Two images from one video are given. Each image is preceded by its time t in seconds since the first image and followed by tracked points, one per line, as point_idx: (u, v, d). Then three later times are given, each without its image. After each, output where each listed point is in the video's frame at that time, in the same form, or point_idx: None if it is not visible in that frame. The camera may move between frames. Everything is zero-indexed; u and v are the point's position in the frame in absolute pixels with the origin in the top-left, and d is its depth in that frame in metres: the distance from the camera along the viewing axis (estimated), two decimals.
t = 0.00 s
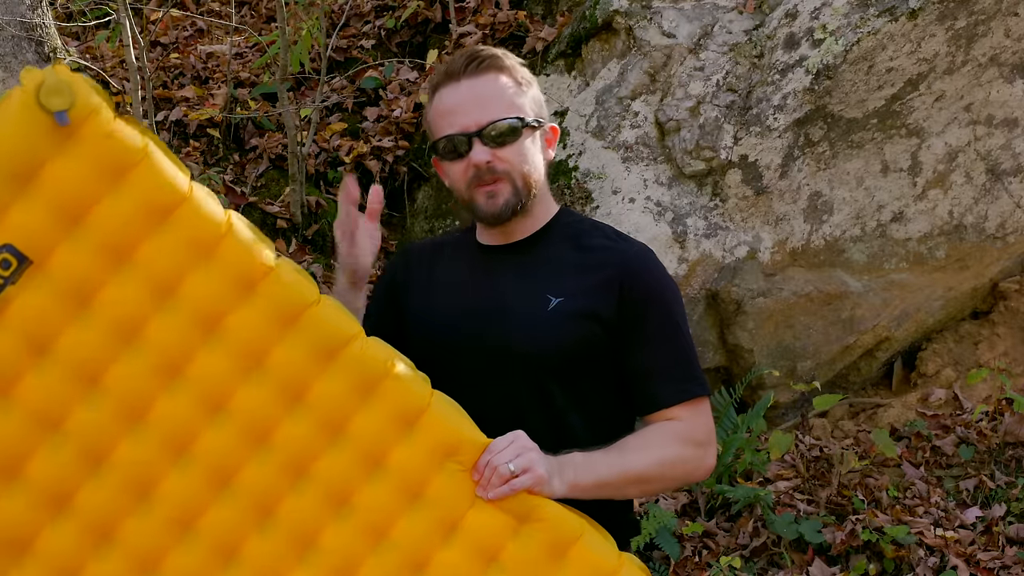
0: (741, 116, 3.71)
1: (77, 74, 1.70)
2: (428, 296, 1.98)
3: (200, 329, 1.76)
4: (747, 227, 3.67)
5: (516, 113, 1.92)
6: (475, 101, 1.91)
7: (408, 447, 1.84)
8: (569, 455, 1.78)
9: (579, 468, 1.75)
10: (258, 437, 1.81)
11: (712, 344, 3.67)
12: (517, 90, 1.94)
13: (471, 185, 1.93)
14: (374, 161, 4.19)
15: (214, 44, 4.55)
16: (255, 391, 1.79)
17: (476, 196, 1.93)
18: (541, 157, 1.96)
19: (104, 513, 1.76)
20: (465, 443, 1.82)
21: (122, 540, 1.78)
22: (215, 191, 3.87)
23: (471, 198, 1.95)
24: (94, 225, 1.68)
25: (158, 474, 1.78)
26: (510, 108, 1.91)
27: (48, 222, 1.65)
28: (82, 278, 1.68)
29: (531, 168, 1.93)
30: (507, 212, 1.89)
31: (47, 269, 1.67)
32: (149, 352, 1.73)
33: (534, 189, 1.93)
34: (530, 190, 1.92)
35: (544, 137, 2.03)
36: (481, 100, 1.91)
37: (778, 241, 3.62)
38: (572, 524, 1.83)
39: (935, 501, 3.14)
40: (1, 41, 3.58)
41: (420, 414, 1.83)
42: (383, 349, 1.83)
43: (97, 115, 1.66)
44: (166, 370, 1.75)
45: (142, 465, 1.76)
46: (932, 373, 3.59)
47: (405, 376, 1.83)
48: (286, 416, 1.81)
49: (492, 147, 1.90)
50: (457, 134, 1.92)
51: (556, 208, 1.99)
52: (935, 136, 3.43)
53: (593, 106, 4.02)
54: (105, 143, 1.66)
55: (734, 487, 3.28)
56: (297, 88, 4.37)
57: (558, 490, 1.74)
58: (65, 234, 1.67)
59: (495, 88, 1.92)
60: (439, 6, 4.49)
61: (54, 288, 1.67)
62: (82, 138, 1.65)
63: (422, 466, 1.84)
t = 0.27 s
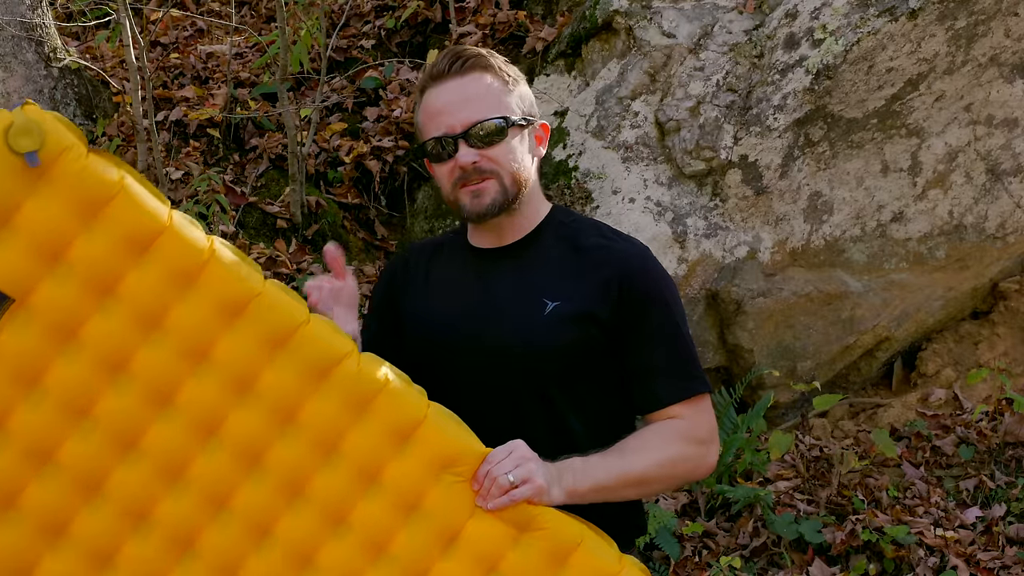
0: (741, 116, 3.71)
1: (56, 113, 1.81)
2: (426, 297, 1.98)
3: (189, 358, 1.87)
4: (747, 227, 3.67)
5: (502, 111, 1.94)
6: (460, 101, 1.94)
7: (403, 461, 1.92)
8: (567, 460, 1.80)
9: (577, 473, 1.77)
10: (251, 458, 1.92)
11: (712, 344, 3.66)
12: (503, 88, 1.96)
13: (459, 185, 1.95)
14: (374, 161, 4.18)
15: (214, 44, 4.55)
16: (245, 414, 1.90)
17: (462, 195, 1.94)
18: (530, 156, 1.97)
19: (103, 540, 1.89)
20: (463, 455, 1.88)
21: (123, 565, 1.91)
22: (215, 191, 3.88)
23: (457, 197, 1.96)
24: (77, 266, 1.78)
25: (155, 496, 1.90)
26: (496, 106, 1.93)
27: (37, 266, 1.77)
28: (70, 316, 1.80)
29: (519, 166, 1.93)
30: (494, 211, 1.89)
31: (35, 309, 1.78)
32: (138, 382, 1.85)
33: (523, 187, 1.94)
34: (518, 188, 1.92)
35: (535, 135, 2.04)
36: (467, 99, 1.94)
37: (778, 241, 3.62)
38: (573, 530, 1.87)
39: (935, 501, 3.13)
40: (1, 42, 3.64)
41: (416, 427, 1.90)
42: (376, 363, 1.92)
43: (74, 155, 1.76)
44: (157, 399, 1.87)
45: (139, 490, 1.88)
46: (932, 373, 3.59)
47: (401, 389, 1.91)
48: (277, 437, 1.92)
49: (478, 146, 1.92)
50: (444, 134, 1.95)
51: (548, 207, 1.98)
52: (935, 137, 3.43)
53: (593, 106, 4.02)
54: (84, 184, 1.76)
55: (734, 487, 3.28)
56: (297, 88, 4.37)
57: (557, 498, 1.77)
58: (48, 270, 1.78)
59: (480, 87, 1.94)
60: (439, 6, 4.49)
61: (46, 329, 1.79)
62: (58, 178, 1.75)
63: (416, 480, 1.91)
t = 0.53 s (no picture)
0: (741, 116, 3.71)
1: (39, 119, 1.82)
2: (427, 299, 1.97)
3: (177, 361, 1.86)
4: (747, 227, 3.67)
5: (497, 115, 1.90)
6: (456, 101, 1.92)
7: (396, 464, 1.88)
8: (567, 463, 1.76)
9: (577, 477, 1.74)
10: (241, 461, 1.91)
11: (712, 345, 3.66)
12: (503, 90, 1.91)
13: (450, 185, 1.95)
14: (374, 161, 4.18)
15: (214, 44, 4.55)
16: (234, 418, 1.89)
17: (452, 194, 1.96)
18: (527, 160, 1.92)
19: (94, 543, 1.90)
20: (456, 459, 1.84)
21: (114, 569, 1.92)
22: (215, 191, 3.88)
23: (449, 194, 1.98)
24: (62, 271, 1.79)
25: (144, 500, 1.90)
26: (491, 110, 1.90)
27: (22, 273, 1.77)
28: (56, 320, 1.80)
29: (509, 172, 1.90)
30: (475, 217, 1.89)
31: (21, 316, 1.79)
32: (125, 386, 1.85)
33: (512, 193, 1.90)
34: (505, 195, 1.89)
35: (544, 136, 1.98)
36: (462, 100, 1.91)
37: (778, 241, 3.62)
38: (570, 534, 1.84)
39: (935, 501, 3.13)
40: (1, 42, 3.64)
41: (408, 430, 1.87)
42: (366, 366, 1.88)
43: (55, 161, 1.76)
44: (145, 403, 1.87)
45: (128, 493, 1.88)
46: (932, 373, 3.59)
47: (392, 392, 1.88)
48: (267, 440, 1.90)
49: (468, 149, 1.90)
50: (440, 133, 1.95)
51: (543, 213, 1.94)
52: (935, 137, 3.43)
53: (593, 106, 4.02)
54: (66, 190, 1.76)
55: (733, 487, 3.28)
56: (297, 88, 4.37)
57: (555, 500, 1.73)
58: (34, 276, 1.79)
59: (478, 88, 1.91)
60: (439, 6, 4.50)
61: (32, 333, 1.80)
62: (39, 185, 1.75)
63: (410, 483, 1.88)
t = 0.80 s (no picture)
0: (741, 116, 3.71)
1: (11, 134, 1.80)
2: (435, 298, 1.97)
3: (162, 373, 1.84)
4: (747, 227, 3.67)
5: (517, 115, 1.92)
6: (479, 98, 1.94)
7: (388, 472, 1.88)
8: (565, 471, 1.75)
9: (573, 486, 1.72)
10: (231, 472, 1.89)
11: (712, 345, 3.66)
12: (526, 90, 1.93)
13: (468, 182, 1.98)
14: (374, 161, 4.18)
15: (214, 44, 4.55)
16: (223, 428, 1.87)
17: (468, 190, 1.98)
18: (545, 161, 1.92)
19: (85, 558, 1.87)
20: (449, 465, 1.85)
21: None
22: (215, 191, 3.88)
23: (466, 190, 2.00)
24: (43, 287, 1.76)
25: (133, 514, 1.87)
26: (511, 109, 1.91)
27: (3, 288, 1.75)
28: (39, 336, 1.78)
29: (525, 172, 1.92)
30: (488, 214, 1.91)
31: (5, 331, 1.76)
32: (111, 399, 1.83)
33: (526, 193, 1.92)
34: (519, 194, 1.91)
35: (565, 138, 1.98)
36: (485, 97, 1.93)
37: (778, 241, 3.62)
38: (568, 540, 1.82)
39: (935, 501, 3.14)
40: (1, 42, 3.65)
41: (399, 438, 1.88)
42: (356, 375, 1.89)
43: (32, 178, 1.75)
44: (131, 416, 1.84)
45: (117, 508, 1.86)
46: (932, 374, 3.59)
47: (382, 399, 1.89)
48: (257, 450, 1.89)
49: (486, 147, 1.92)
50: (462, 129, 1.97)
51: (561, 215, 1.95)
52: (935, 137, 3.43)
53: (593, 106, 4.02)
54: (42, 206, 1.75)
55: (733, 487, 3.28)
56: (297, 88, 4.37)
57: (551, 507, 1.73)
58: (14, 292, 1.76)
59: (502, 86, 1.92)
60: (439, 6, 4.50)
61: (13, 350, 1.77)
62: (17, 203, 1.74)
63: (402, 491, 1.88)
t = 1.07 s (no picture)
0: (741, 116, 3.71)
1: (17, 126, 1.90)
2: (441, 299, 1.98)
3: (158, 360, 1.91)
4: (747, 227, 3.67)
5: (544, 117, 1.92)
6: (502, 101, 1.92)
7: (383, 465, 1.89)
8: (565, 467, 1.74)
9: (571, 482, 1.71)
10: (225, 460, 1.93)
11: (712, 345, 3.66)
12: (548, 91, 1.94)
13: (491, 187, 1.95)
14: (374, 161, 4.18)
15: (214, 44, 4.55)
16: (217, 416, 1.92)
17: (493, 200, 1.95)
18: (566, 160, 1.95)
19: (84, 540, 1.94)
20: (445, 460, 1.84)
21: (104, 567, 1.95)
22: (215, 191, 3.88)
23: (489, 200, 1.97)
24: (41, 274, 1.84)
25: (130, 498, 1.94)
26: (538, 112, 1.92)
27: (4, 275, 1.83)
28: (39, 322, 1.86)
29: (552, 175, 1.94)
30: (522, 220, 1.90)
31: (5, 316, 1.84)
32: (108, 385, 1.90)
33: (554, 196, 1.94)
34: (549, 197, 1.93)
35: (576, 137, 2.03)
36: (508, 101, 1.92)
37: (778, 241, 3.62)
38: (565, 539, 1.81)
39: (935, 501, 3.14)
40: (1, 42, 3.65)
41: (395, 431, 1.89)
42: (351, 367, 1.90)
43: (30, 165, 1.83)
44: (128, 402, 1.92)
45: (115, 491, 1.93)
46: (932, 373, 3.59)
47: (378, 393, 1.90)
48: (252, 440, 1.93)
49: (515, 152, 1.91)
50: (482, 133, 1.94)
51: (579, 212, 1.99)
52: (935, 137, 3.43)
53: (593, 106, 4.02)
54: (41, 194, 1.82)
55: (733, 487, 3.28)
56: (297, 88, 4.37)
57: (548, 503, 1.72)
58: (14, 279, 1.84)
59: (524, 88, 1.92)
60: (439, 6, 4.49)
61: (16, 335, 1.85)
62: (17, 189, 1.82)
63: (397, 485, 1.88)
